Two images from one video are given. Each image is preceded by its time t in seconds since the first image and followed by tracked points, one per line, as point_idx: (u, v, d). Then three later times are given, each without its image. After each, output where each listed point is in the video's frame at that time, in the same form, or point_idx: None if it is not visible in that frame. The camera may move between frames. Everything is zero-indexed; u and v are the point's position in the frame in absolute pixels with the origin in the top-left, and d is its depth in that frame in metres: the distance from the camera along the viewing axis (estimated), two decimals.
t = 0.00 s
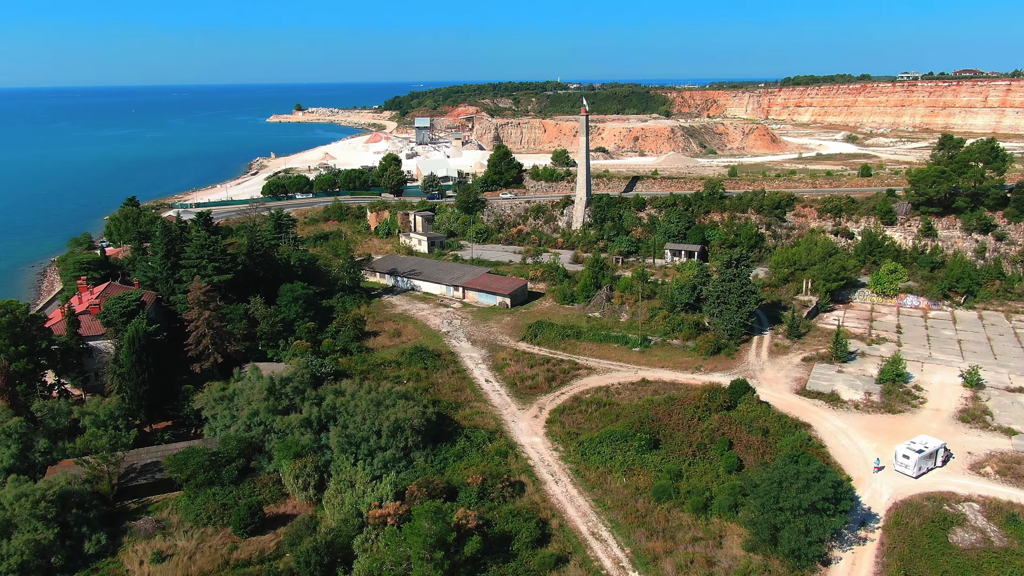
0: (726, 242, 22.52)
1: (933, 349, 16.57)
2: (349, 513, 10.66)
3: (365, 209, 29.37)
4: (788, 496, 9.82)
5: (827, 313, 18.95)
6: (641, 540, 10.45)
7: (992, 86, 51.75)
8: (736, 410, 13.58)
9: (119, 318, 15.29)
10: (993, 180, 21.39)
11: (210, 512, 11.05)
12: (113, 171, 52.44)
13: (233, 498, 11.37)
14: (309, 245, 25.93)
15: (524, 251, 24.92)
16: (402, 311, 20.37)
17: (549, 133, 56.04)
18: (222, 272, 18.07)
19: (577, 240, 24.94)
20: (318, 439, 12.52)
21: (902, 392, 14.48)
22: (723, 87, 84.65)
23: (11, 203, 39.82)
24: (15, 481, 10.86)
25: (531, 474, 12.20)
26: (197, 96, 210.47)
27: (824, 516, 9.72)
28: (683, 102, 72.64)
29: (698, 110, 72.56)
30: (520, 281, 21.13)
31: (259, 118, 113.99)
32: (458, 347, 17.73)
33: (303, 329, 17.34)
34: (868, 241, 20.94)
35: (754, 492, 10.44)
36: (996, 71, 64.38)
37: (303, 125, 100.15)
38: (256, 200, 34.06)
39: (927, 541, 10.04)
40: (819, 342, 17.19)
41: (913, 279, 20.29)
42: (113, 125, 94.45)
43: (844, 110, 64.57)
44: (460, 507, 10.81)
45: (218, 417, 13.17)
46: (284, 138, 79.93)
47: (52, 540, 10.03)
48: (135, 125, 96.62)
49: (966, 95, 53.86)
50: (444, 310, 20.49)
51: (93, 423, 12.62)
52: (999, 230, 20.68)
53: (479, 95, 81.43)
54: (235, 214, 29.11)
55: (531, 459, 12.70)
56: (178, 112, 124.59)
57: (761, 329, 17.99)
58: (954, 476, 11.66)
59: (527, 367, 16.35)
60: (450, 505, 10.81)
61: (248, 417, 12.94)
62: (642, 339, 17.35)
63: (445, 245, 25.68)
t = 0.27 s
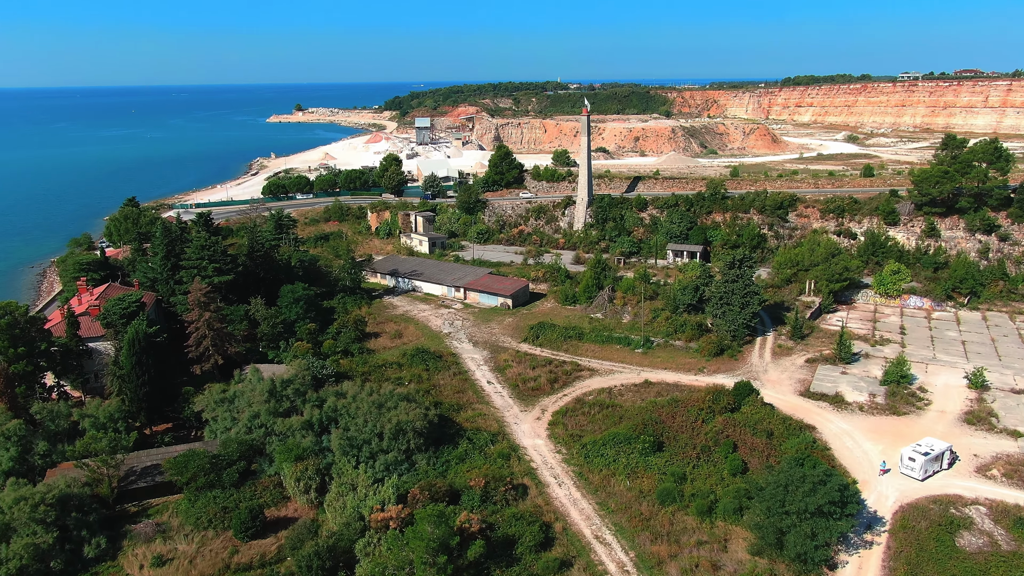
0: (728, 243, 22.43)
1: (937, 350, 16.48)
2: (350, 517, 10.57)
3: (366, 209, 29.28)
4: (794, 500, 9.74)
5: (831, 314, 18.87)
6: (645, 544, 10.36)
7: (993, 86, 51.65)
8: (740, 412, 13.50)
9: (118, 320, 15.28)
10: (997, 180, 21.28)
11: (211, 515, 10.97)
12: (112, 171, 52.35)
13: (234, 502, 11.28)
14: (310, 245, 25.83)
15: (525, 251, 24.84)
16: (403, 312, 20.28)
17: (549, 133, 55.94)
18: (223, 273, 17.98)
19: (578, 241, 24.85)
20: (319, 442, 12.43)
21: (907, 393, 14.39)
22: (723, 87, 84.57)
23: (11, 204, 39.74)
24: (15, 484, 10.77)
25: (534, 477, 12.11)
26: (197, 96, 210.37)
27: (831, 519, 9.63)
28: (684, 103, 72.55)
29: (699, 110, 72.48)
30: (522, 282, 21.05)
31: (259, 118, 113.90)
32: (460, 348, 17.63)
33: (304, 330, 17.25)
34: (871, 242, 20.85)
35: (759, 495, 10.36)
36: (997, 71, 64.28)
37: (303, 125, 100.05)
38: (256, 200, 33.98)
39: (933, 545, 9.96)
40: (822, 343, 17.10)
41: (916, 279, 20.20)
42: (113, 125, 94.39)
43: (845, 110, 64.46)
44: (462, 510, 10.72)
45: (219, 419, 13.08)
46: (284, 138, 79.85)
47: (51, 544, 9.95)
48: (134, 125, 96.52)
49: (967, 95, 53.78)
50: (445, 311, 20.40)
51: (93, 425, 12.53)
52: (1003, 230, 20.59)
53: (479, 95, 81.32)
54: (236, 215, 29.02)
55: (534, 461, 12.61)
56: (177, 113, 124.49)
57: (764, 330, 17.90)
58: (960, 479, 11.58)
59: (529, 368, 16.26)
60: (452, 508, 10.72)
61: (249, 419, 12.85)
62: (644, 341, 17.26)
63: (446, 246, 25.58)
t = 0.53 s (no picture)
0: (730, 244, 22.35)
1: (941, 352, 16.39)
2: (352, 520, 10.47)
3: (366, 210, 29.20)
4: (800, 503, 9.66)
5: (834, 315, 18.79)
6: (649, 548, 10.27)
7: (994, 86, 51.58)
8: (744, 415, 13.41)
9: (118, 321, 15.17)
10: (1000, 180, 21.18)
11: (211, 519, 10.86)
12: (112, 172, 52.22)
13: (234, 505, 11.18)
14: (310, 246, 25.74)
15: (526, 252, 24.75)
16: (404, 313, 20.19)
17: (550, 133, 55.87)
18: (223, 274, 17.88)
19: (580, 242, 24.76)
20: (320, 445, 12.34)
21: (911, 395, 14.30)
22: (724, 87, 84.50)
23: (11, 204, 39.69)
24: (13, 487, 10.67)
25: (537, 480, 12.02)
26: (197, 96, 210.43)
27: (837, 523, 9.54)
28: (684, 103, 72.47)
29: (699, 110, 72.42)
30: (523, 283, 20.95)
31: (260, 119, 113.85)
32: (461, 350, 17.54)
33: (305, 332, 17.16)
34: (873, 242, 20.76)
35: (765, 499, 10.26)
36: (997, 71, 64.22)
37: (303, 125, 99.98)
38: (256, 201, 33.87)
39: (941, 549, 9.87)
40: (825, 345, 17.01)
41: (919, 280, 20.11)
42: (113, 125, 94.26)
43: (846, 110, 64.38)
44: (464, 514, 10.62)
45: (219, 421, 12.98)
46: (284, 138, 79.75)
47: (50, 548, 9.82)
48: (134, 125, 96.46)
49: (968, 95, 53.72)
50: (446, 312, 20.31)
51: (92, 428, 12.43)
52: (1006, 231, 20.49)
53: (479, 95, 81.24)
54: (236, 215, 28.94)
55: (536, 464, 12.51)
56: (177, 113, 124.37)
57: (767, 332, 17.81)
58: (966, 482, 11.49)
59: (531, 370, 16.17)
60: (454, 512, 10.62)
61: (249, 422, 12.75)
62: (647, 342, 17.17)
63: (446, 246, 25.48)
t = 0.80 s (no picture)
0: (732, 245, 22.28)
1: (945, 353, 16.31)
2: (353, 524, 10.39)
3: (367, 210, 29.13)
4: (805, 507, 9.58)
5: (836, 316, 18.71)
6: (653, 552, 10.18)
7: (995, 86, 51.53)
8: (747, 417, 13.33)
9: (118, 322, 15.04)
10: (1003, 180, 21.10)
11: (211, 522, 10.79)
12: (111, 172, 52.08)
13: (235, 508, 11.11)
14: (311, 246, 25.65)
15: (527, 252, 24.68)
16: (405, 314, 20.11)
17: (550, 133, 55.80)
18: (223, 275, 17.78)
19: (581, 242, 24.68)
20: (321, 447, 12.26)
21: (915, 397, 14.22)
22: (724, 87, 84.42)
23: (10, 205, 39.61)
24: (11, 490, 10.59)
25: (539, 483, 11.94)
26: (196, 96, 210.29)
27: (842, 527, 9.46)
28: (685, 103, 72.40)
29: (699, 110, 72.34)
30: (524, 284, 20.88)
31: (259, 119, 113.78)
32: (462, 351, 17.46)
33: (305, 333, 17.08)
34: (876, 243, 20.68)
35: (769, 502, 10.19)
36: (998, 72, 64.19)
37: (303, 125, 99.87)
38: (257, 201, 33.77)
39: (946, 553, 9.79)
40: (828, 346, 16.93)
41: (922, 281, 20.02)
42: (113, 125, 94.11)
43: (847, 110, 64.32)
44: (466, 517, 10.54)
45: (219, 424, 12.91)
46: (284, 139, 79.65)
47: (49, 552, 9.74)
48: (134, 125, 96.32)
49: (968, 95, 53.71)
50: (447, 313, 20.23)
51: (91, 431, 12.35)
52: (1009, 232, 20.41)
53: (480, 95, 81.17)
54: (236, 216, 28.84)
55: (538, 467, 12.43)
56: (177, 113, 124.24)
57: (769, 333, 17.74)
58: (972, 485, 11.41)
59: (532, 371, 16.09)
60: (456, 515, 10.54)
61: (250, 424, 12.67)
62: (649, 343, 17.09)
63: (447, 247, 25.40)
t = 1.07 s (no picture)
0: (734, 245, 22.18)
1: (948, 355, 16.21)
2: (354, 529, 10.29)
3: (367, 211, 29.03)
4: (811, 512, 9.49)
5: (839, 317, 18.62)
6: (657, 556, 10.08)
7: (995, 87, 51.46)
8: (750, 420, 13.23)
9: (117, 324, 14.91)
10: (1006, 181, 21.00)
11: (211, 526, 10.69)
12: (111, 172, 51.95)
13: (234, 513, 11.01)
14: (311, 247, 25.55)
15: (528, 253, 24.58)
16: (406, 316, 20.01)
17: (551, 134, 55.72)
18: (222, 277, 17.68)
19: (582, 243, 24.58)
20: (321, 451, 12.16)
21: (919, 400, 14.13)
22: (724, 87, 84.35)
23: (9, 206, 39.51)
24: (8, 495, 10.48)
25: (541, 486, 11.84)
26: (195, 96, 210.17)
27: (848, 532, 9.37)
28: (685, 103, 72.32)
29: (700, 110, 72.26)
30: (525, 285, 20.78)
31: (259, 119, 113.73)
32: (463, 353, 17.36)
33: (305, 334, 16.98)
34: (879, 244, 20.58)
35: (773, 507, 10.09)
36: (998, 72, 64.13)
37: (303, 126, 99.78)
38: (256, 202, 33.66)
39: (953, 558, 9.70)
40: (832, 348, 16.83)
41: (925, 282, 19.93)
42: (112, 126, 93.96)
43: (847, 110, 64.25)
44: (468, 522, 10.44)
45: (218, 427, 12.80)
46: (284, 139, 79.52)
47: (46, 558, 9.62)
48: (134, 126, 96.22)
49: (969, 95, 53.66)
50: (448, 314, 20.13)
51: (90, 434, 12.24)
52: (1012, 233, 20.32)
53: (480, 96, 81.08)
54: (236, 217, 28.73)
55: (541, 470, 12.33)
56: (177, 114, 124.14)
57: (772, 334, 17.64)
58: (977, 488, 11.31)
59: (534, 374, 15.99)
60: (458, 520, 10.44)
61: (250, 427, 12.57)
62: (651, 345, 17.00)
63: (448, 248, 25.28)
